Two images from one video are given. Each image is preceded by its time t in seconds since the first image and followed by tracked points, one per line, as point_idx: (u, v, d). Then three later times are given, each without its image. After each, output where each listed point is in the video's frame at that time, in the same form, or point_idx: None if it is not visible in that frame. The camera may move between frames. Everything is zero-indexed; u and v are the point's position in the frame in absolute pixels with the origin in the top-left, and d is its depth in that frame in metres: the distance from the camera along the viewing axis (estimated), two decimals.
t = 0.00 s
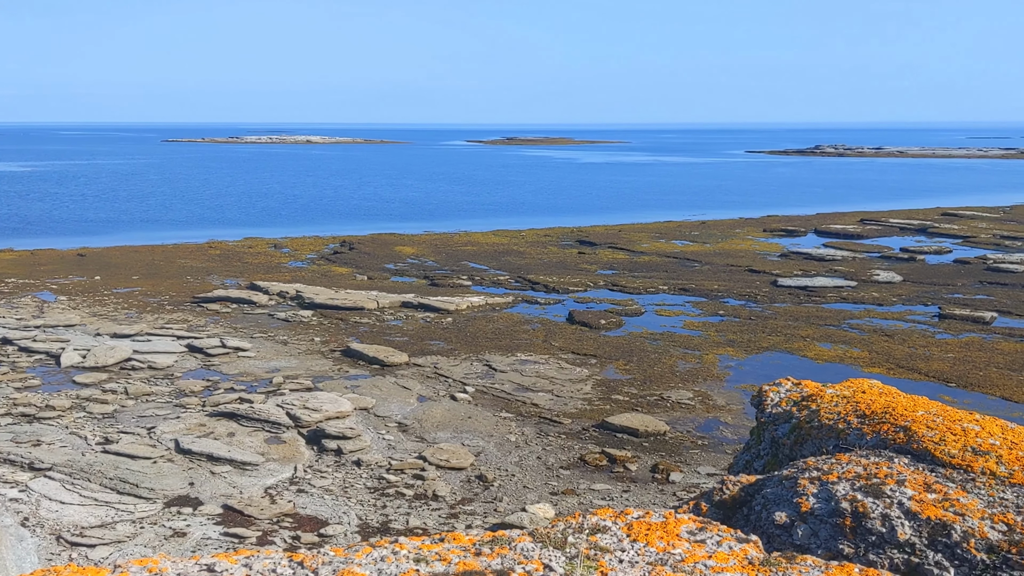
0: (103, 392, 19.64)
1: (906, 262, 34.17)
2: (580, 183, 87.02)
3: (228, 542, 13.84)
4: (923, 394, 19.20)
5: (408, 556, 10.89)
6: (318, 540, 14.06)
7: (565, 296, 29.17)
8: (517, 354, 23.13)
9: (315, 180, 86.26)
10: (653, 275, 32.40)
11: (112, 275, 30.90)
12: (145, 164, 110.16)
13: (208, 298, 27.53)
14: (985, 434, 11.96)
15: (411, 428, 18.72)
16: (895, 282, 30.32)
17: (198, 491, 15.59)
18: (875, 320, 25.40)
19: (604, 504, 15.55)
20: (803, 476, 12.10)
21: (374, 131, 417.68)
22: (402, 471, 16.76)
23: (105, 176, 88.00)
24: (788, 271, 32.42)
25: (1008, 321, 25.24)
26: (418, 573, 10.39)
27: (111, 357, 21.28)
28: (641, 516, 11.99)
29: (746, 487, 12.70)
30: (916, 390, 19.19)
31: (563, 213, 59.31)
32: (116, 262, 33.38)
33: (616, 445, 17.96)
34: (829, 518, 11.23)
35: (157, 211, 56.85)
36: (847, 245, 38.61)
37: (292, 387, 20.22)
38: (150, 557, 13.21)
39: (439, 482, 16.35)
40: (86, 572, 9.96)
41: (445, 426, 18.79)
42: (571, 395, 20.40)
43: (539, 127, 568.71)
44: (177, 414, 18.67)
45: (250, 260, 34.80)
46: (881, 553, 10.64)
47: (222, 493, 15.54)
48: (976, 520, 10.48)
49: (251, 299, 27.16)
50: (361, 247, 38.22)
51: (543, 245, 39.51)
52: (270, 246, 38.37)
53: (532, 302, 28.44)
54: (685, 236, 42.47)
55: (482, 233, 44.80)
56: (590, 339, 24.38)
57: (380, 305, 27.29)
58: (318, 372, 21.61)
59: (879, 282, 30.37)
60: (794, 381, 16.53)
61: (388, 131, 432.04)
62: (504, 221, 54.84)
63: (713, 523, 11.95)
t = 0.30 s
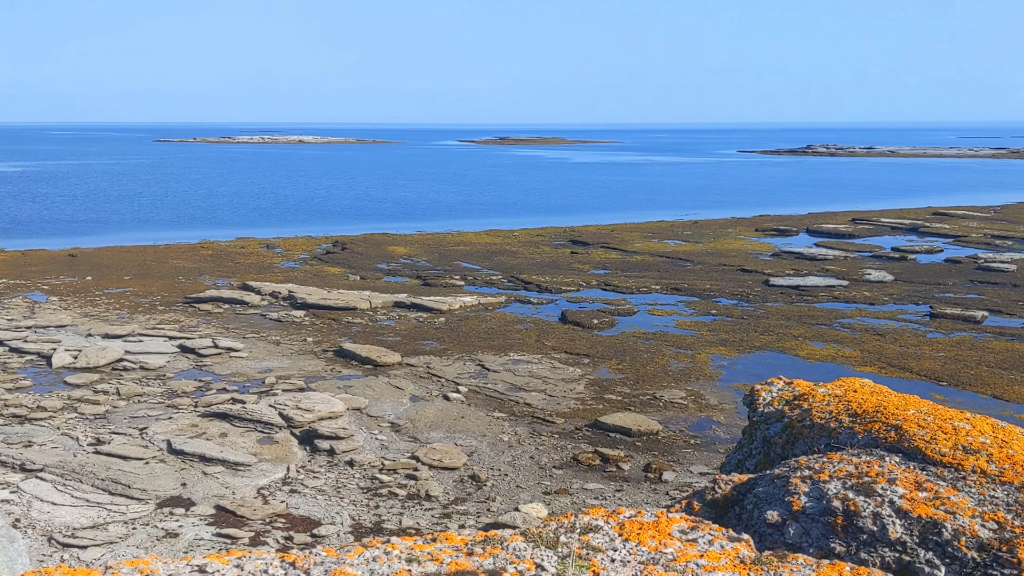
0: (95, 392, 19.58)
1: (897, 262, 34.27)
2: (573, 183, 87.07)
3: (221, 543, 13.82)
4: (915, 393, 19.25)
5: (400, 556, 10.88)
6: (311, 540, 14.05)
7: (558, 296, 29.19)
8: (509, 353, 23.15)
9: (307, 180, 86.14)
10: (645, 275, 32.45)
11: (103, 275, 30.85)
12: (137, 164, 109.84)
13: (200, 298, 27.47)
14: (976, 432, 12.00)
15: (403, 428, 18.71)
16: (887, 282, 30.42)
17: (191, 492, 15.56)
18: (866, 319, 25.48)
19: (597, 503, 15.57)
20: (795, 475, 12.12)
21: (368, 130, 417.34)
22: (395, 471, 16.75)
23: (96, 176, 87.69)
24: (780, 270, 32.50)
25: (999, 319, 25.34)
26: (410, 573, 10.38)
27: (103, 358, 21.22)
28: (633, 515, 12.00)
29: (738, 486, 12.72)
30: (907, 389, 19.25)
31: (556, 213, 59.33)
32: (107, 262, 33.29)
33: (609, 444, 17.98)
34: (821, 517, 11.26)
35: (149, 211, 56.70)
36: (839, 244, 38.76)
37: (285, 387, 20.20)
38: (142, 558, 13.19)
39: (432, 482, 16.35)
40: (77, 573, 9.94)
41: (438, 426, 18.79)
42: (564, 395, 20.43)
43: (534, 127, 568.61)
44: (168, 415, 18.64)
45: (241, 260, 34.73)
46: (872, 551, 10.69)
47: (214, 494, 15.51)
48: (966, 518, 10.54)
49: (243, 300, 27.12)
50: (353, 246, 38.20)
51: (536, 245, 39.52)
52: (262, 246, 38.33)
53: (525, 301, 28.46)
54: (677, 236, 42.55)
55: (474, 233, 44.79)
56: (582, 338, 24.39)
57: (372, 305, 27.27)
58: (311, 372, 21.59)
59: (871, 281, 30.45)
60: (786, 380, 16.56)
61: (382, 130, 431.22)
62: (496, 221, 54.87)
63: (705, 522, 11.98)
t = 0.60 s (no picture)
0: (84, 393, 19.50)
1: (887, 260, 34.36)
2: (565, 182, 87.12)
3: (211, 543, 13.78)
4: (904, 391, 19.32)
5: (390, 556, 10.85)
6: (301, 540, 14.02)
7: (548, 295, 29.20)
8: (500, 352, 23.14)
9: (298, 180, 85.94)
10: (636, 274, 32.48)
11: (92, 275, 30.72)
12: (128, 163, 109.44)
13: (190, 298, 27.38)
14: (964, 430, 12.05)
15: (394, 428, 18.68)
16: (876, 280, 30.51)
17: (180, 492, 15.51)
18: (856, 318, 25.55)
19: (587, 503, 15.58)
20: (784, 473, 12.13)
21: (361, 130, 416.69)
22: (386, 471, 16.72)
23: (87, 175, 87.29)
24: (771, 269, 32.57)
25: (988, 318, 25.44)
26: (399, 573, 10.35)
27: (92, 358, 21.14)
28: (622, 514, 12.01)
29: (728, 484, 12.73)
30: (896, 388, 19.33)
31: (547, 212, 59.32)
32: (96, 262, 33.15)
33: (600, 443, 18.00)
34: (810, 515, 11.28)
35: (139, 211, 56.53)
36: (829, 243, 38.88)
37: (275, 387, 20.15)
38: (132, 558, 13.14)
39: (423, 482, 16.33)
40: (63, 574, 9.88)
41: (429, 426, 18.78)
42: (555, 394, 20.43)
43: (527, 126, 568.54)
44: (158, 415, 18.58)
45: (231, 260, 34.61)
46: (861, 549, 10.71)
47: (204, 494, 15.47)
48: (954, 516, 10.56)
49: (233, 300, 27.05)
50: (343, 246, 38.15)
51: (527, 244, 39.53)
52: (252, 246, 38.24)
53: (516, 300, 28.46)
54: (668, 235, 42.61)
55: (465, 232, 44.77)
56: (573, 338, 24.39)
57: (363, 304, 27.22)
58: (301, 372, 21.54)
59: (860, 280, 30.51)
60: (775, 379, 16.60)
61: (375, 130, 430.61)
62: (487, 220, 54.86)
63: (694, 520, 11.98)
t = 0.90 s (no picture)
0: (70, 393, 19.39)
1: (873, 259, 34.57)
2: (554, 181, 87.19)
3: (198, 544, 13.72)
4: (890, 390, 19.43)
5: (376, 556, 10.80)
6: (289, 540, 13.98)
7: (536, 294, 29.23)
8: (488, 352, 23.14)
9: (286, 179, 85.68)
10: (624, 273, 32.54)
11: (77, 275, 30.56)
12: (115, 163, 108.83)
13: (177, 298, 27.26)
14: (949, 428, 12.13)
15: (382, 428, 18.66)
16: (863, 279, 30.66)
17: (167, 493, 15.45)
18: (843, 317, 25.67)
19: (575, 502, 15.58)
20: (771, 471, 12.16)
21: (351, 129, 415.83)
22: (374, 471, 16.70)
23: (73, 175, 86.74)
24: (758, 268, 32.67)
25: (973, 316, 25.61)
26: (385, 573, 10.32)
27: (78, 358, 21.03)
28: (609, 512, 12.01)
29: (715, 482, 12.75)
30: (883, 386, 19.43)
31: (536, 212, 59.33)
32: (82, 262, 32.97)
33: (588, 442, 18.02)
34: (796, 513, 11.32)
35: (125, 211, 56.26)
36: (815, 242, 39.06)
37: (262, 388, 20.09)
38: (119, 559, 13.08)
39: (411, 481, 16.31)
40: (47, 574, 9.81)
41: (417, 425, 18.76)
42: (544, 393, 20.44)
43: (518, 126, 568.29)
44: (145, 415, 18.51)
45: (218, 260, 34.47)
46: (847, 547, 10.75)
47: (191, 495, 15.41)
48: (940, 513, 10.61)
49: (220, 300, 26.96)
50: (331, 245, 38.07)
51: (515, 244, 39.57)
52: (238, 245, 38.10)
53: (504, 300, 28.47)
54: (656, 234, 42.71)
55: (453, 231, 44.77)
56: (561, 337, 24.41)
57: (350, 304, 27.19)
58: (288, 372, 21.49)
59: (847, 279, 30.66)
60: (763, 377, 16.68)
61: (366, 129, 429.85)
62: (476, 220, 54.86)
63: (681, 518, 12.00)
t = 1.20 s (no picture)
0: (56, 394, 19.29)
1: (860, 258, 34.73)
2: (545, 181, 87.23)
3: (185, 545, 13.67)
4: (878, 388, 19.53)
5: (364, 555, 10.77)
6: (277, 541, 13.93)
7: (525, 294, 29.25)
8: (477, 351, 23.16)
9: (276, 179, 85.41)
10: (613, 273, 32.60)
11: (64, 275, 30.39)
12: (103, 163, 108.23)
13: (164, 298, 27.17)
14: (936, 426, 12.19)
15: (371, 428, 18.63)
16: (850, 278, 30.80)
17: (155, 494, 15.38)
18: (831, 316, 25.78)
19: (565, 501, 15.59)
20: (759, 469, 12.20)
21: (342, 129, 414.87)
22: (362, 471, 16.67)
23: (59, 175, 86.21)
24: (746, 267, 32.79)
25: (960, 315, 25.76)
26: (373, 572, 10.29)
27: (64, 359, 20.93)
28: (598, 511, 12.01)
29: (703, 481, 12.78)
30: (870, 384, 19.52)
31: (526, 211, 59.36)
32: (68, 262, 32.79)
33: (577, 441, 18.04)
34: (784, 511, 11.35)
35: (113, 211, 55.97)
36: (803, 241, 39.24)
37: (250, 388, 20.03)
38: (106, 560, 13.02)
39: (400, 481, 16.28)
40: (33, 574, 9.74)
41: (406, 425, 18.74)
42: (533, 393, 20.46)
43: (509, 126, 568.24)
44: (132, 416, 18.42)
45: (206, 259, 34.35)
46: (834, 544, 10.78)
47: (179, 495, 15.34)
48: (926, 511, 10.65)
49: (208, 299, 26.88)
50: (320, 245, 37.98)
51: (504, 243, 39.58)
52: (226, 245, 37.97)
53: (492, 299, 28.48)
54: (645, 233, 42.80)
55: (443, 231, 44.72)
56: (550, 336, 24.44)
57: (339, 303, 27.16)
58: (277, 372, 21.44)
59: (835, 278, 30.80)
60: (750, 376, 16.74)
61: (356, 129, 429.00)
62: (465, 219, 54.85)
63: (669, 517, 12.01)
